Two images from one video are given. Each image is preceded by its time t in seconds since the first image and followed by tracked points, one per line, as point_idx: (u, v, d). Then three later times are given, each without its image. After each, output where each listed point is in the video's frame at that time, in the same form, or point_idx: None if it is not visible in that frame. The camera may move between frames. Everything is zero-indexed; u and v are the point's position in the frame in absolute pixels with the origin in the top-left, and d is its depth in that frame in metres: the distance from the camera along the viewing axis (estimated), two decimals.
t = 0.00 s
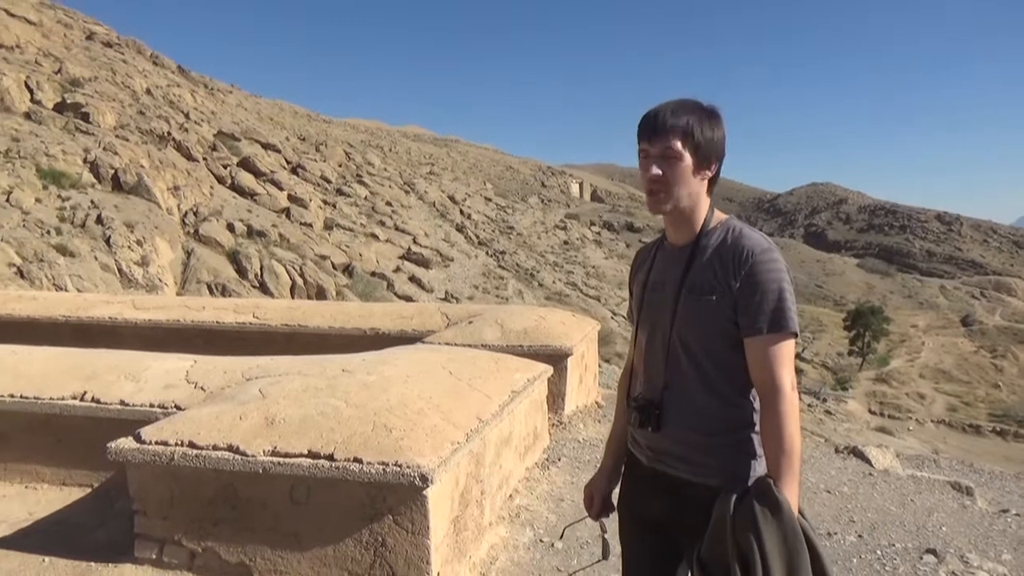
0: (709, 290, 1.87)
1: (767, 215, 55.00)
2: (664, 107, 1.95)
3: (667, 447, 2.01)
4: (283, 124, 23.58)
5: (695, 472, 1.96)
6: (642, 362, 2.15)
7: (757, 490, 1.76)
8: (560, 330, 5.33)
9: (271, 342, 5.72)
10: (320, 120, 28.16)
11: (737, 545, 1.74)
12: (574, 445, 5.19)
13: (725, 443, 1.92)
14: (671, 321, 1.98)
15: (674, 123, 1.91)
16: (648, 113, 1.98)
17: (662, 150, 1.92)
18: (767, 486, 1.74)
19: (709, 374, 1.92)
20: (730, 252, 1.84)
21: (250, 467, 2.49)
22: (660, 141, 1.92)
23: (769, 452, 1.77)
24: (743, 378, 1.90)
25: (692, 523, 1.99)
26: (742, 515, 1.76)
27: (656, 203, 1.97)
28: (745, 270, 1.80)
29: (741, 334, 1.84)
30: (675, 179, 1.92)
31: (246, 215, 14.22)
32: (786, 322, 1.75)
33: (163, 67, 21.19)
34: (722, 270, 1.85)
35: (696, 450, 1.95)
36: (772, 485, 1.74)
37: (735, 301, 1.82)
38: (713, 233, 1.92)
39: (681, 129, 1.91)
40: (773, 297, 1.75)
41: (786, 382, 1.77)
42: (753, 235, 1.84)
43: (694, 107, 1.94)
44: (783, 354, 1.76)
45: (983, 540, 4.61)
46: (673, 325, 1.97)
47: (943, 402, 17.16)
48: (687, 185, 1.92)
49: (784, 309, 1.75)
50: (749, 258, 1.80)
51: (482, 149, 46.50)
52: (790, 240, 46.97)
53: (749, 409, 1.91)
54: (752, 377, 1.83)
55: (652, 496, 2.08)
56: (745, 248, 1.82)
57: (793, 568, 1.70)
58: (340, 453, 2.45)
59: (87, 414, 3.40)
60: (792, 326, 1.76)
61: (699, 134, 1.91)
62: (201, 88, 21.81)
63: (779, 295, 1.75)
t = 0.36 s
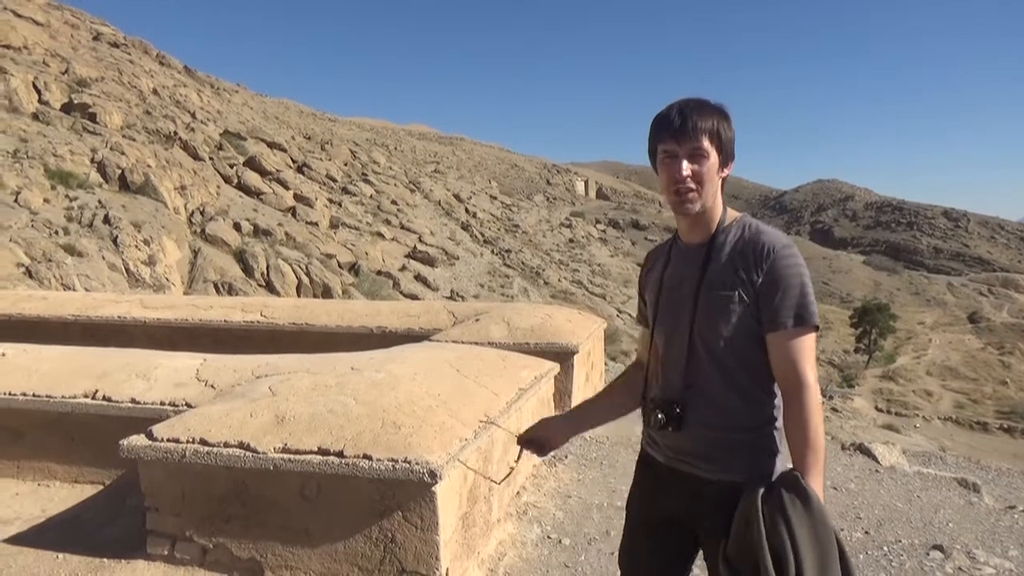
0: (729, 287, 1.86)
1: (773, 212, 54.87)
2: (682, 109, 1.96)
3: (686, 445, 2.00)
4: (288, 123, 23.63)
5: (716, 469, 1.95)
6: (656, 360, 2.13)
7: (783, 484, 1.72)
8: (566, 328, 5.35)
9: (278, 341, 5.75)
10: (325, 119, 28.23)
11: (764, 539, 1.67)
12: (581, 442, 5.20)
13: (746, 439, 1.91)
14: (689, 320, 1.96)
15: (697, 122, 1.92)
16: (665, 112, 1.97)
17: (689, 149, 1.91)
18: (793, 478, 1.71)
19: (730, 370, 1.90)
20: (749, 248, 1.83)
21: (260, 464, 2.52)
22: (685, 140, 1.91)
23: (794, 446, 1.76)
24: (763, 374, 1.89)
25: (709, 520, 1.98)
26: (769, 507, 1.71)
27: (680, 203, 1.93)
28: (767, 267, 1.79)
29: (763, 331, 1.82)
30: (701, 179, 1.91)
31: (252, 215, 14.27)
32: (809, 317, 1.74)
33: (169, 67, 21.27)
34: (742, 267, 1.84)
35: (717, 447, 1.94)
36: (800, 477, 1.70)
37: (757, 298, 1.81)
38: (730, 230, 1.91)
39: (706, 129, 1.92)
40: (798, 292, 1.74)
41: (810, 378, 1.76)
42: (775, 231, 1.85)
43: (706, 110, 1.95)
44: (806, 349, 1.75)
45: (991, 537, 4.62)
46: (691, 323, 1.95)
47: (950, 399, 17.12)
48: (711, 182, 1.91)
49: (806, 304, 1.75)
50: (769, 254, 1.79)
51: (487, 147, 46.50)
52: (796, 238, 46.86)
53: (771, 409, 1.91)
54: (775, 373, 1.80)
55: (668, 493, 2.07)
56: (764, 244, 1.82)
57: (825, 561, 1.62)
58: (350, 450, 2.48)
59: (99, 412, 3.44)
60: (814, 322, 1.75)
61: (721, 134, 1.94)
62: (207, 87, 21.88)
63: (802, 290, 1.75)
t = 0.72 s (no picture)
0: (713, 283, 1.85)
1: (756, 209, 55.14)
2: (646, 109, 1.93)
3: (674, 437, 1.94)
4: (271, 122, 23.50)
5: (703, 461, 1.90)
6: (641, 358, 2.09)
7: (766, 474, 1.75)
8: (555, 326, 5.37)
9: (267, 341, 5.73)
10: (309, 118, 28.09)
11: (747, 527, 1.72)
12: (571, 439, 5.22)
13: (730, 432, 1.88)
14: (674, 317, 1.93)
15: (653, 121, 1.89)
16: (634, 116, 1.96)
17: (646, 151, 1.90)
18: (776, 471, 1.73)
19: (715, 365, 1.88)
20: (730, 247, 1.84)
21: (255, 464, 2.52)
22: (643, 142, 1.90)
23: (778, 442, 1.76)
24: (745, 370, 1.87)
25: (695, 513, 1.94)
26: (752, 501, 1.74)
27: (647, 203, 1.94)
28: (747, 264, 1.80)
29: (744, 326, 1.82)
30: (657, 178, 1.90)
31: (236, 215, 14.20)
32: (790, 312, 1.76)
33: (150, 67, 21.10)
34: (723, 264, 1.84)
35: (703, 440, 1.90)
36: (780, 470, 1.73)
37: (741, 294, 1.81)
38: (712, 228, 1.90)
39: (659, 130, 1.89)
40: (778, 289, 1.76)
41: (791, 372, 1.77)
42: (751, 229, 1.85)
43: (671, 105, 1.91)
44: (787, 342, 1.77)
45: (976, 527, 4.67)
46: (674, 318, 1.94)
47: (932, 393, 17.28)
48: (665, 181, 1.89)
49: (787, 300, 1.76)
50: (750, 251, 1.80)
51: (471, 145, 46.46)
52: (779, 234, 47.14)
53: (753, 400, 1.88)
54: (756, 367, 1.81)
55: (654, 487, 2.01)
56: (746, 241, 1.82)
57: (806, 554, 1.68)
58: (345, 449, 2.48)
59: (89, 415, 3.42)
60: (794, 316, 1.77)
61: (677, 130, 1.88)
62: (189, 87, 21.73)
63: (781, 287, 1.76)
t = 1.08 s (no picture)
0: (688, 273, 1.82)
1: (765, 206, 54.98)
2: (633, 108, 1.89)
3: (652, 424, 1.91)
4: (279, 123, 23.56)
5: (681, 447, 1.88)
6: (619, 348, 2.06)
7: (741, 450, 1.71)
8: (566, 324, 5.35)
9: (279, 342, 5.74)
10: (316, 119, 28.15)
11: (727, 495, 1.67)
12: (583, 438, 5.21)
13: (709, 419, 1.86)
14: (651, 309, 1.90)
15: (639, 122, 1.86)
16: (620, 114, 1.91)
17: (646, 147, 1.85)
18: (753, 446, 1.69)
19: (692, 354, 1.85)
20: (705, 241, 1.80)
21: (272, 464, 2.53)
22: (641, 138, 1.85)
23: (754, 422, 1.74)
24: (721, 359, 1.85)
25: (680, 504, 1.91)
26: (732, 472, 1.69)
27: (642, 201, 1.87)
28: (722, 255, 1.77)
29: (721, 317, 1.80)
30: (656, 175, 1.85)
31: (245, 216, 14.25)
32: (761, 300, 1.75)
33: (159, 69, 21.18)
34: (698, 256, 1.81)
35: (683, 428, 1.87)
36: (756, 446, 1.69)
37: (717, 287, 1.78)
38: (687, 224, 1.86)
39: (661, 128, 1.85)
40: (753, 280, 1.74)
41: (765, 357, 1.75)
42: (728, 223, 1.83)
43: (654, 106, 1.88)
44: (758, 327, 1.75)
45: (992, 526, 4.65)
46: (653, 312, 1.90)
47: (943, 389, 17.21)
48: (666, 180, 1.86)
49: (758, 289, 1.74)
50: (725, 244, 1.77)
51: (478, 145, 46.46)
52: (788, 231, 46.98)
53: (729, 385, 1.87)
54: (730, 352, 1.79)
55: (637, 474, 1.98)
56: (719, 234, 1.79)
57: (783, 528, 1.62)
58: (362, 449, 2.49)
59: (106, 417, 3.44)
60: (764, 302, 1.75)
61: (677, 133, 1.88)
62: (197, 89, 21.79)
63: (754, 276, 1.74)
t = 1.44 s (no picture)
0: (676, 277, 1.85)
1: (783, 206, 54.58)
2: (614, 122, 1.93)
3: (651, 425, 1.91)
4: (297, 127, 23.69)
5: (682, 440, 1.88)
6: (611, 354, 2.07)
7: (750, 435, 1.80)
8: (587, 327, 5.33)
9: (300, 344, 5.77)
10: (334, 123, 28.29)
11: (761, 479, 1.71)
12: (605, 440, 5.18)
13: (706, 413, 1.88)
14: (641, 314, 1.92)
15: (621, 134, 1.90)
16: (601, 125, 1.94)
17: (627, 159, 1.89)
18: (769, 430, 1.78)
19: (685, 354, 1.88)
20: (689, 243, 1.84)
21: (298, 468, 2.54)
22: (624, 150, 1.89)
23: (751, 405, 1.85)
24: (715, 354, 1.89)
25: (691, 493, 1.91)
26: (759, 456, 1.73)
27: (624, 211, 1.91)
28: (708, 253, 1.81)
29: (711, 313, 1.84)
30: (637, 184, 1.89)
31: (265, 219, 14.34)
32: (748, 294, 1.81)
33: (179, 74, 21.38)
34: (684, 256, 1.85)
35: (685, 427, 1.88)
36: (767, 431, 1.79)
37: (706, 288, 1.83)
38: (668, 227, 1.90)
39: (643, 140, 1.90)
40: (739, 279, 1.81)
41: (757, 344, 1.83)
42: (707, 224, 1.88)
43: (633, 119, 1.93)
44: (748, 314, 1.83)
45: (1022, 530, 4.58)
46: (644, 314, 1.92)
47: (967, 391, 17.00)
48: (648, 188, 1.90)
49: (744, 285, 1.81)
50: (709, 242, 1.82)
51: (494, 147, 46.46)
52: (807, 231, 46.61)
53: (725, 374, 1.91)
54: (723, 346, 1.85)
55: (642, 473, 1.98)
56: (702, 235, 1.84)
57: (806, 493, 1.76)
58: (387, 453, 2.50)
59: (133, 420, 3.47)
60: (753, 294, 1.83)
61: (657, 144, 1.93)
62: (216, 93, 21.96)
63: (740, 271, 1.81)
